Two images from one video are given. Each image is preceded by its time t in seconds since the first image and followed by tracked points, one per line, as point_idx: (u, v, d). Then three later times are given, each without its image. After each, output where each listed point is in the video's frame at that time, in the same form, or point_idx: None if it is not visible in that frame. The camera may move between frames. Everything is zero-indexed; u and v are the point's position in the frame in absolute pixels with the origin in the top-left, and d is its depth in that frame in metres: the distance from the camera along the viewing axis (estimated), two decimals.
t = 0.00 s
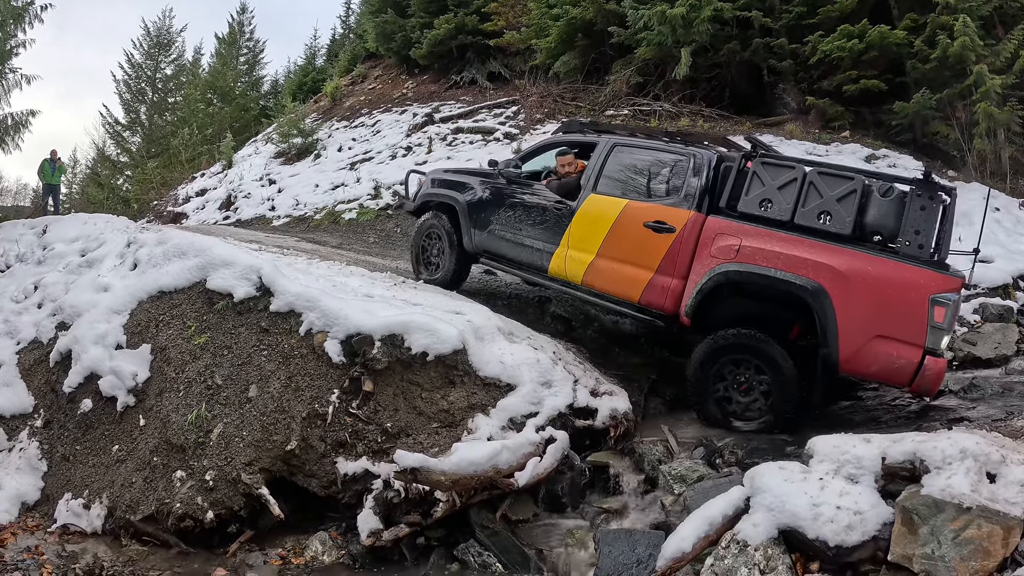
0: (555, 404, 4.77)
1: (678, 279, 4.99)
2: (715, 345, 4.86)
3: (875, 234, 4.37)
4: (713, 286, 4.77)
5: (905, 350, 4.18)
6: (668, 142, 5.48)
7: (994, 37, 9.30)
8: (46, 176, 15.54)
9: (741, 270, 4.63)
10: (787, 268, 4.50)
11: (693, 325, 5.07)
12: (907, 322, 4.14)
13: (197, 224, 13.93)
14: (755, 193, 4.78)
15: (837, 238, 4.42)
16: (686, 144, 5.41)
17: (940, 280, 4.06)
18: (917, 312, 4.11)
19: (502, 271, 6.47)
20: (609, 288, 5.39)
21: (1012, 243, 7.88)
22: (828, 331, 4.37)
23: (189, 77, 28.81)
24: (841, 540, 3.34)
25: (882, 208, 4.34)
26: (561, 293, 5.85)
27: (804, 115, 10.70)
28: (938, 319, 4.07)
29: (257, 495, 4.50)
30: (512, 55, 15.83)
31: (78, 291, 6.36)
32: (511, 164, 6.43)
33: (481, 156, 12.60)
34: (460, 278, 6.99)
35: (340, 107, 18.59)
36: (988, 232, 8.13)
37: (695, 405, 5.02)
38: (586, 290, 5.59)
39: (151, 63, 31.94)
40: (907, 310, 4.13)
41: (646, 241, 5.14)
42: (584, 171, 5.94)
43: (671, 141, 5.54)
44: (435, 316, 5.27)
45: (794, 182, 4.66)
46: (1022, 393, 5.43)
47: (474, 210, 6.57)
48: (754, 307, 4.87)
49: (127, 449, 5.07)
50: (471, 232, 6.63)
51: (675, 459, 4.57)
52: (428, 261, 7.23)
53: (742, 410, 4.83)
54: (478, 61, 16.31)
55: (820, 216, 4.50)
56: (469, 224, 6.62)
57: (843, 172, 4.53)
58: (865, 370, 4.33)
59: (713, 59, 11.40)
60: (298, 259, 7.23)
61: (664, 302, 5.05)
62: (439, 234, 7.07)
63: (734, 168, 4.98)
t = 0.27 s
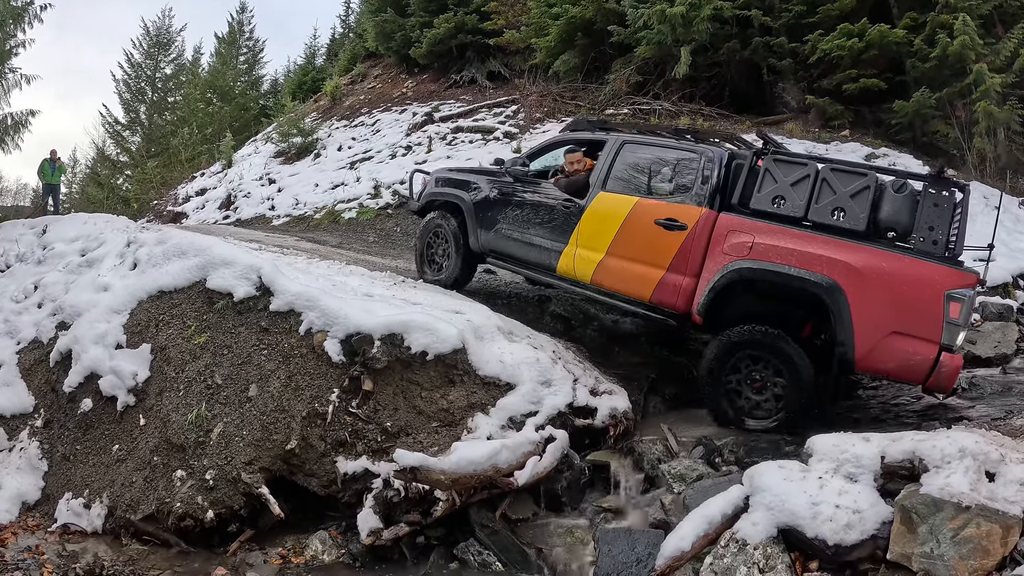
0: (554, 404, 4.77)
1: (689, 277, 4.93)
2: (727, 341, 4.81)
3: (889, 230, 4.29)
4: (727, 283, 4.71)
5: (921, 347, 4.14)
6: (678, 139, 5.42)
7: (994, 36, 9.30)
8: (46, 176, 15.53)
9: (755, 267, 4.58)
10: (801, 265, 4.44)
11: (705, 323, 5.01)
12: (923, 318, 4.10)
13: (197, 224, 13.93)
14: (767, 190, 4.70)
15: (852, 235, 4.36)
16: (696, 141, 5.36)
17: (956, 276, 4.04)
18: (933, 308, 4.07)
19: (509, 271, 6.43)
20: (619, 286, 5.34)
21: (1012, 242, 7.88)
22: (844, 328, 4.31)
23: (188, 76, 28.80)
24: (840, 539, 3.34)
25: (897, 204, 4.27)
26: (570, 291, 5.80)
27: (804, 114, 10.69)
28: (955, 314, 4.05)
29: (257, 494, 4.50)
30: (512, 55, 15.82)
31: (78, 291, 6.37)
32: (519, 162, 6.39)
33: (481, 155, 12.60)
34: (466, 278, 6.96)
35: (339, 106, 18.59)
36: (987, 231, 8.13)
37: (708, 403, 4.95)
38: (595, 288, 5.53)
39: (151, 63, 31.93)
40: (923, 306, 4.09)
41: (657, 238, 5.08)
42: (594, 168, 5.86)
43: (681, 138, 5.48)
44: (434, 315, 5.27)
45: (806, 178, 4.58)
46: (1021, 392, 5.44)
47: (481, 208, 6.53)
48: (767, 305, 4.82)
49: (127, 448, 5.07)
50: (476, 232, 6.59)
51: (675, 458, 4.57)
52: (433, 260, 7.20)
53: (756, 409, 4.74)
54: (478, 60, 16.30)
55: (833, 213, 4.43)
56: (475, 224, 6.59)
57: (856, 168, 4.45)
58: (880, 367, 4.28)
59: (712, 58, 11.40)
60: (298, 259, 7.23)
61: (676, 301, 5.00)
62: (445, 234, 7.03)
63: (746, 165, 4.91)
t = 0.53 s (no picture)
0: (555, 403, 4.78)
1: (704, 276, 4.81)
2: (744, 339, 4.69)
3: (906, 227, 4.27)
4: (743, 281, 4.59)
5: (940, 344, 4.05)
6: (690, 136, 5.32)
7: (994, 35, 9.30)
8: (46, 175, 15.53)
9: (772, 264, 4.47)
10: (818, 262, 4.34)
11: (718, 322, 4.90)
12: (942, 315, 4.02)
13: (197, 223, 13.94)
14: (782, 186, 4.62)
15: (868, 231, 4.31)
16: (710, 138, 5.26)
17: (973, 272, 4.01)
18: (952, 305, 4.01)
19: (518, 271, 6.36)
20: (631, 284, 5.22)
21: (1012, 240, 7.89)
22: (862, 325, 4.20)
23: (188, 76, 28.80)
24: (840, 537, 3.35)
25: (912, 200, 4.25)
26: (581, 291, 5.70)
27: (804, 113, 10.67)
28: (972, 311, 3.99)
29: (258, 493, 4.51)
30: (512, 54, 15.82)
31: (78, 291, 6.37)
32: (528, 161, 6.39)
33: (481, 154, 12.61)
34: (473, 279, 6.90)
35: (339, 106, 18.60)
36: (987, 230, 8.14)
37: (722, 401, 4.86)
38: (607, 288, 5.43)
39: (151, 62, 31.94)
40: (943, 302, 4.01)
41: (671, 237, 4.97)
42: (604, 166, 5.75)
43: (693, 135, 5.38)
44: (434, 314, 5.28)
45: (822, 174, 4.51)
46: (1021, 391, 5.44)
47: (489, 208, 6.46)
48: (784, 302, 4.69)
49: (128, 448, 5.08)
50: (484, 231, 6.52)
51: (675, 457, 4.57)
52: (439, 260, 7.13)
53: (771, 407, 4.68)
54: (478, 59, 16.29)
55: (850, 209, 4.37)
56: (483, 223, 6.52)
57: (871, 165, 4.44)
58: (897, 365, 4.16)
59: (712, 57, 11.43)
60: (298, 258, 7.23)
61: (690, 300, 4.89)
62: (451, 234, 6.96)
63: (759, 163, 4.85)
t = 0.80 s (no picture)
0: (556, 402, 4.78)
1: (727, 276, 4.73)
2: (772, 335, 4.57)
3: (931, 224, 4.19)
4: (768, 280, 4.51)
5: (967, 343, 3.95)
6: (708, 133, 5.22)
7: (994, 34, 9.29)
8: (46, 175, 15.52)
9: (797, 263, 4.38)
10: (843, 261, 4.25)
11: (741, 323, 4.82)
12: (970, 313, 3.92)
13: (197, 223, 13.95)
14: (804, 184, 4.52)
15: (893, 229, 4.22)
16: (728, 135, 5.15)
17: (1000, 269, 3.89)
18: (979, 303, 3.90)
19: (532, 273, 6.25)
20: (651, 285, 5.14)
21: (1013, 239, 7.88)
22: (889, 324, 4.11)
23: (189, 75, 28.81)
24: (840, 536, 3.36)
25: (937, 198, 4.18)
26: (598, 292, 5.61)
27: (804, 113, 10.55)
28: (999, 309, 3.87)
29: (259, 492, 4.52)
30: (512, 53, 15.82)
31: (78, 290, 6.36)
32: (541, 159, 6.14)
33: (481, 154, 12.62)
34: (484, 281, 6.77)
35: (339, 105, 18.60)
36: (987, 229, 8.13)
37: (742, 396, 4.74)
38: (625, 289, 5.34)
39: (151, 62, 31.94)
40: (970, 300, 3.91)
41: (692, 236, 4.89)
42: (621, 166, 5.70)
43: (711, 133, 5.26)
44: (434, 313, 5.28)
45: (845, 172, 4.41)
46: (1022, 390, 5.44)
47: (502, 208, 6.38)
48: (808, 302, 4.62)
49: (129, 447, 5.08)
50: (496, 232, 6.43)
51: (676, 456, 4.58)
52: (448, 262, 7.02)
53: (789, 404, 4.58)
54: (478, 58, 16.28)
55: (874, 208, 4.28)
56: (495, 223, 6.42)
57: (894, 162, 4.35)
58: (926, 365, 4.07)
59: (712, 56, 11.46)
60: (298, 258, 7.23)
61: (712, 300, 4.81)
62: (461, 236, 6.86)
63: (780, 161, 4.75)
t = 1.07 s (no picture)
0: (557, 401, 4.78)
1: (752, 276, 4.61)
2: (794, 335, 4.47)
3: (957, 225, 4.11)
4: (795, 281, 4.41)
5: (995, 343, 3.86)
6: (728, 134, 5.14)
7: (995, 33, 9.29)
8: (46, 175, 15.51)
9: (825, 264, 4.29)
10: (870, 260, 4.17)
11: (763, 326, 4.71)
12: (998, 313, 3.83)
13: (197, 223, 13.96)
14: (829, 184, 4.43)
15: (920, 230, 4.13)
16: (749, 136, 5.07)
17: None
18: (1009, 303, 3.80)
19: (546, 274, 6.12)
20: (673, 286, 5.02)
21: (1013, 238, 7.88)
22: (916, 324, 4.03)
23: (189, 75, 28.82)
24: (841, 535, 3.36)
25: (963, 198, 4.12)
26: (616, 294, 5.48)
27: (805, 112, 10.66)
28: None
29: (260, 492, 4.52)
30: (513, 52, 15.79)
31: (79, 290, 6.36)
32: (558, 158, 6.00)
33: (482, 153, 12.63)
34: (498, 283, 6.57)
35: (340, 104, 18.60)
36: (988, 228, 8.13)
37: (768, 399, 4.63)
38: (645, 290, 5.21)
39: (151, 62, 31.97)
40: (1000, 300, 3.82)
41: (715, 237, 4.76)
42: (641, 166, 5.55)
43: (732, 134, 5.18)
44: (435, 313, 5.29)
45: (870, 173, 4.35)
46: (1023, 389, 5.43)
47: (517, 208, 6.21)
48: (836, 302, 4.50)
49: (130, 447, 5.08)
50: (512, 232, 6.25)
51: (677, 455, 4.58)
52: (460, 264, 6.81)
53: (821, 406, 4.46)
54: (478, 58, 16.28)
55: (900, 208, 4.20)
56: (511, 224, 6.26)
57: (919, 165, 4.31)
58: (953, 365, 3.99)
59: (714, 55, 11.56)
60: (299, 258, 7.23)
61: (736, 301, 4.69)
62: (474, 237, 6.65)
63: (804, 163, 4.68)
